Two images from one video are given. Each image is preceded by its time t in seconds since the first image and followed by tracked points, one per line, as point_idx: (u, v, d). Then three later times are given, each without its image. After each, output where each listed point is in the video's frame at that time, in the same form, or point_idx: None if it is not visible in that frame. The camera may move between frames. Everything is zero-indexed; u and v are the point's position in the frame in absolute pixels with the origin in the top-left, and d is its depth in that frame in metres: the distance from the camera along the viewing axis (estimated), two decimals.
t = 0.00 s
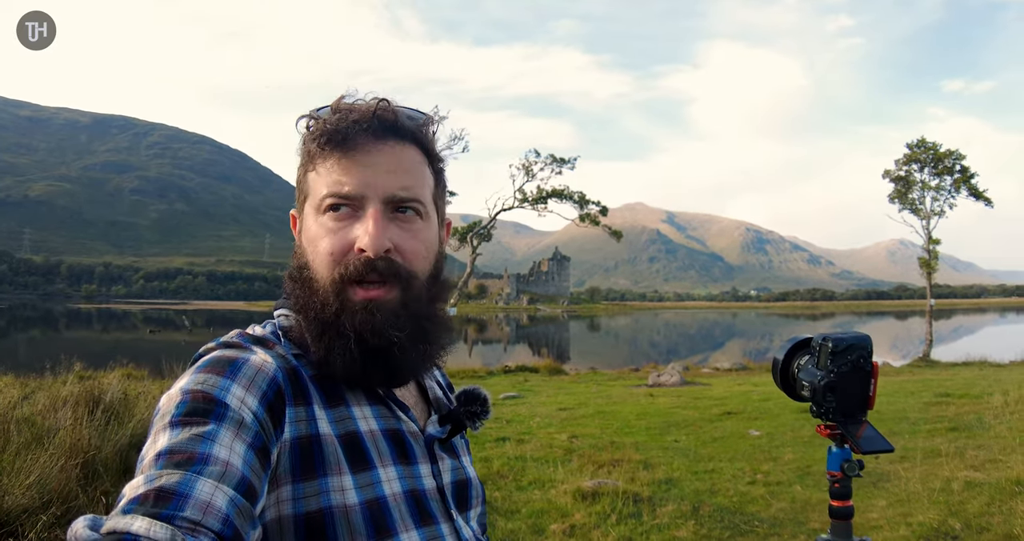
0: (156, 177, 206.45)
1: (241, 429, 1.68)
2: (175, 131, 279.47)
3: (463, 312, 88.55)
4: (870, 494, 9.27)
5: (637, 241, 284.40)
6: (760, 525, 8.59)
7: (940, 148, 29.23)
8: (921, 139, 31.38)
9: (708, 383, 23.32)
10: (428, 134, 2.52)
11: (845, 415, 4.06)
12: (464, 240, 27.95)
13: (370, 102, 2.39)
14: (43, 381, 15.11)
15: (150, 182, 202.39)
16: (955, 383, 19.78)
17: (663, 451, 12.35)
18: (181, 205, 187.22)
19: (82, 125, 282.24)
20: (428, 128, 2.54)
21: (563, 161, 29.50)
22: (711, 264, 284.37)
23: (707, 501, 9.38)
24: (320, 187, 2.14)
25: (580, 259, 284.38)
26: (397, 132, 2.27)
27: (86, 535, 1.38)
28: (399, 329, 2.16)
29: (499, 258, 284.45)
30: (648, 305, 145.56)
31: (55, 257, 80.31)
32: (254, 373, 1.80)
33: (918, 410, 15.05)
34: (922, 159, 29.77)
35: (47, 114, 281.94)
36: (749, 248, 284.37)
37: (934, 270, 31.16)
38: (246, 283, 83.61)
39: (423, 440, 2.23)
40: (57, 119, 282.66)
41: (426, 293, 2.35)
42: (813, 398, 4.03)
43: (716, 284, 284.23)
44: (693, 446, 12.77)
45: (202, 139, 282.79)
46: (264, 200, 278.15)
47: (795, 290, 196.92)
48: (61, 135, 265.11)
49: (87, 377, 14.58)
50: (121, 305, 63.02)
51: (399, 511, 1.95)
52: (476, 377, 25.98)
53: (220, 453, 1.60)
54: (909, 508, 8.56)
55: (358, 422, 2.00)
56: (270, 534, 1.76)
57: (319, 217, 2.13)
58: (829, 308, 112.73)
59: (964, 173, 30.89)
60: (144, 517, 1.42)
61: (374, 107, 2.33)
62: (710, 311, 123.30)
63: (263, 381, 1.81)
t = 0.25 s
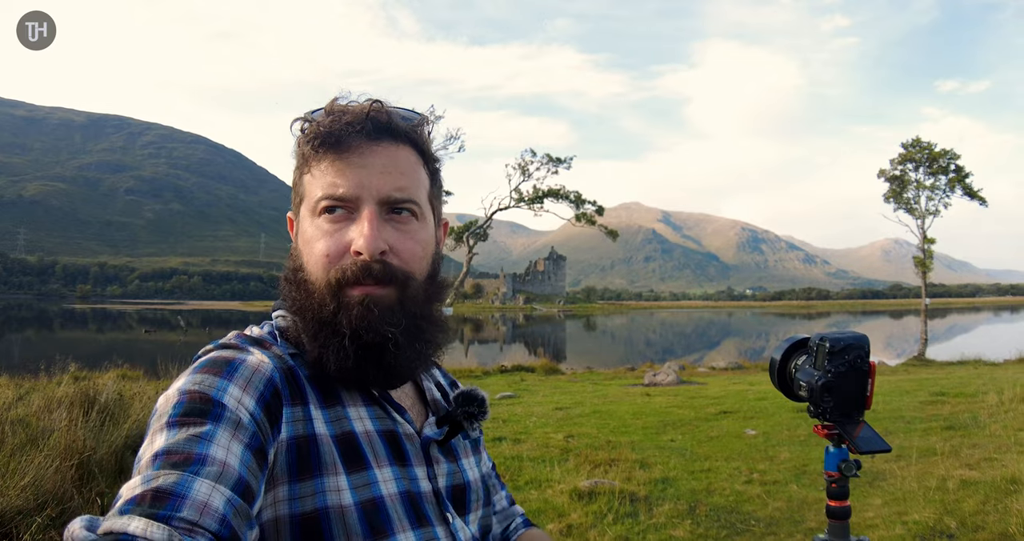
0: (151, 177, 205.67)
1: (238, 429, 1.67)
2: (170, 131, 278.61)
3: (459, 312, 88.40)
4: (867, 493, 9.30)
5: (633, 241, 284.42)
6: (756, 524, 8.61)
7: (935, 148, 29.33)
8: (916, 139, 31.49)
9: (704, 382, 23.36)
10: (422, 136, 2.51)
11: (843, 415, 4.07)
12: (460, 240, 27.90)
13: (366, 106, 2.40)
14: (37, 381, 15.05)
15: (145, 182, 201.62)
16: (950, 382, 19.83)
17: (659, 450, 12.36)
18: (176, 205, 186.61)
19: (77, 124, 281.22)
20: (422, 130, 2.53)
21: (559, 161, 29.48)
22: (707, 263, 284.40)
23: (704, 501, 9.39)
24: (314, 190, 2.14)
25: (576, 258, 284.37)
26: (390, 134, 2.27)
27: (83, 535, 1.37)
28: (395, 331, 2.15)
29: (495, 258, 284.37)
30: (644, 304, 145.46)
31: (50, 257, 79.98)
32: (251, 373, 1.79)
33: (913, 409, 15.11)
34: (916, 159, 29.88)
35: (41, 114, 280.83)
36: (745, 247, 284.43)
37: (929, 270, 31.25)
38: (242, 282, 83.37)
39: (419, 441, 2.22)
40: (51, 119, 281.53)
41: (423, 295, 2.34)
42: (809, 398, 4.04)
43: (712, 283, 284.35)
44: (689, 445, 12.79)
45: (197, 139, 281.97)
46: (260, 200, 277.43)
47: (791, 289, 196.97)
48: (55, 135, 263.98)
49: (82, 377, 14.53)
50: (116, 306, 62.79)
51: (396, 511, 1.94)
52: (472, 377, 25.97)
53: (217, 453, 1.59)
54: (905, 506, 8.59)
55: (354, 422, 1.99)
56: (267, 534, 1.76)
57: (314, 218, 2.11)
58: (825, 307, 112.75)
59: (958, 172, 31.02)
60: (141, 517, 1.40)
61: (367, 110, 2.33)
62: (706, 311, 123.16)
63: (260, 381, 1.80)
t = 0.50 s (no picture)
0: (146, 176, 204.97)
1: (231, 442, 1.65)
2: (165, 130, 277.79)
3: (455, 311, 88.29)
4: (864, 492, 9.32)
5: (630, 239, 284.38)
6: (753, 524, 8.62)
7: (930, 146, 29.38)
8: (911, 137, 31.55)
9: (700, 381, 23.38)
10: (416, 146, 2.49)
11: (842, 422, 4.06)
12: (456, 239, 27.87)
13: (360, 116, 2.37)
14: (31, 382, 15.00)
15: (140, 181, 200.87)
16: (946, 380, 19.88)
17: (656, 450, 12.36)
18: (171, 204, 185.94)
19: (71, 123, 280.31)
20: (415, 140, 2.51)
21: (555, 160, 29.44)
22: (703, 262, 284.36)
23: (701, 500, 9.40)
24: (307, 201, 2.13)
25: (572, 257, 284.32)
26: (383, 144, 2.25)
27: None
28: (389, 343, 2.13)
29: (492, 257, 284.31)
30: (641, 303, 145.32)
31: (45, 257, 79.69)
32: (244, 384, 1.78)
33: (909, 407, 15.15)
34: (912, 157, 29.94)
35: (36, 113, 279.74)
36: (741, 245, 284.44)
37: (925, 268, 31.31)
38: (238, 282, 83.19)
39: (415, 454, 2.20)
40: (46, 118, 280.57)
41: (417, 305, 2.33)
42: (808, 404, 4.04)
43: (708, 281, 284.33)
44: (686, 444, 12.80)
45: (192, 138, 281.13)
46: (256, 199, 276.75)
47: (786, 287, 197.00)
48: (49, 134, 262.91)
49: (77, 378, 14.47)
50: (111, 305, 62.59)
51: (389, 524, 1.92)
52: (469, 376, 25.95)
53: (211, 466, 1.57)
54: (902, 505, 8.61)
55: (348, 435, 1.97)
56: None
57: (307, 230, 2.10)
58: (821, 305, 112.84)
59: (954, 170, 31.08)
60: (132, 529, 1.38)
61: (360, 120, 2.31)
62: (702, 309, 123.03)
63: (253, 394, 1.79)
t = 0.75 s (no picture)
0: (143, 172, 204.43)
1: (226, 443, 1.65)
2: (162, 126, 276.94)
3: (453, 306, 88.32)
4: (862, 487, 9.34)
5: (627, 235, 284.42)
6: (751, 519, 8.64)
7: (928, 141, 29.37)
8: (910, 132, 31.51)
9: (698, 376, 23.42)
10: (414, 144, 2.49)
11: (841, 419, 4.06)
12: (454, 235, 27.81)
13: (357, 115, 2.35)
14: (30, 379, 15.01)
15: (137, 178, 200.25)
16: (943, 375, 19.92)
17: (654, 445, 12.38)
18: (168, 200, 185.58)
19: (67, 119, 279.67)
20: (412, 138, 2.50)
21: (553, 155, 29.36)
22: (701, 257, 284.41)
23: (698, 496, 9.42)
24: (304, 198, 2.12)
25: (570, 252, 284.37)
26: (379, 141, 2.24)
27: None
28: (385, 341, 2.12)
29: (490, 253, 284.37)
30: (638, 298, 145.41)
31: (42, 254, 79.57)
32: (240, 385, 1.77)
33: (907, 402, 15.20)
34: (910, 153, 29.93)
35: (32, 109, 279.04)
36: (739, 240, 284.47)
37: (922, 263, 31.35)
38: (236, 278, 83.20)
39: (413, 452, 2.19)
40: (43, 114, 280.09)
41: (413, 303, 2.31)
42: (807, 402, 4.04)
43: (706, 277, 284.35)
44: (684, 439, 12.83)
45: (189, 134, 280.62)
46: (253, 195, 276.27)
47: (784, 282, 197.27)
48: (45, 130, 261.99)
49: (76, 375, 14.48)
50: (109, 302, 62.57)
51: (387, 524, 1.92)
52: (467, 371, 25.98)
53: (205, 467, 1.56)
54: (900, 500, 8.63)
55: (344, 434, 1.96)
56: None
57: (303, 228, 2.08)
58: (818, 301, 112.95)
59: (952, 165, 31.07)
60: (128, 532, 1.37)
61: (356, 118, 2.30)
62: (700, 304, 123.15)
63: (249, 393, 1.78)
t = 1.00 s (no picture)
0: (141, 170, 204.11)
1: (227, 436, 1.64)
2: (160, 123, 276.44)
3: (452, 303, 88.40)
4: (861, 483, 9.36)
5: (626, 232, 284.40)
6: (751, 515, 8.65)
7: (927, 138, 29.34)
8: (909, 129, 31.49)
9: (697, 372, 23.43)
10: (414, 137, 2.48)
11: (841, 413, 4.07)
12: (453, 232, 27.79)
13: (357, 106, 2.33)
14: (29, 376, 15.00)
15: (135, 175, 199.92)
16: (942, 371, 19.96)
17: (654, 441, 12.40)
18: (167, 198, 185.30)
19: (65, 116, 279.30)
20: (410, 132, 2.49)
21: (552, 152, 29.27)
22: (699, 254, 284.37)
23: (698, 492, 9.44)
24: (306, 190, 2.11)
25: (569, 249, 284.34)
26: (380, 134, 2.24)
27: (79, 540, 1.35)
28: (388, 334, 2.12)
29: (489, 250, 284.37)
30: (637, 295, 145.47)
31: (40, 251, 79.51)
32: (239, 380, 1.77)
33: (906, 399, 15.23)
34: (909, 149, 29.91)
35: (30, 106, 278.62)
36: (738, 237, 284.46)
37: (921, 259, 31.39)
38: (235, 276, 83.20)
39: (411, 446, 2.20)
40: (41, 111, 279.70)
41: (416, 294, 2.32)
42: (807, 396, 4.05)
43: (704, 273, 284.34)
44: (683, 436, 12.85)
45: (187, 131, 280.23)
46: (252, 192, 275.99)
47: (782, 278, 197.35)
48: (43, 127, 261.41)
49: (74, 373, 14.47)
50: (107, 299, 62.55)
51: (388, 515, 1.92)
52: (466, 368, 25.99)
53: (205, 462, 1.56)
54: (898, 496, 8.65)
55: (344, 427, 1.96)
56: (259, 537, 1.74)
57: (308, 220, 2.07)
58: (817, 297, 113.03)
59: (951, 162, 31.06)
60: (128, 526, 1.36)
61: (355, 111, 2.29)
62: (699, 301, 123.30)
63: (248, 387, 1.78)
